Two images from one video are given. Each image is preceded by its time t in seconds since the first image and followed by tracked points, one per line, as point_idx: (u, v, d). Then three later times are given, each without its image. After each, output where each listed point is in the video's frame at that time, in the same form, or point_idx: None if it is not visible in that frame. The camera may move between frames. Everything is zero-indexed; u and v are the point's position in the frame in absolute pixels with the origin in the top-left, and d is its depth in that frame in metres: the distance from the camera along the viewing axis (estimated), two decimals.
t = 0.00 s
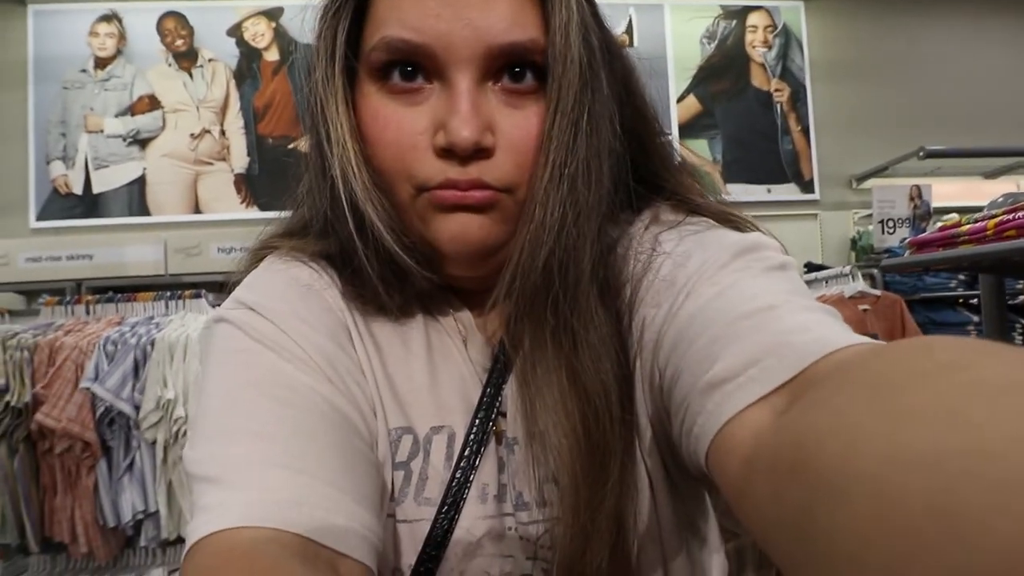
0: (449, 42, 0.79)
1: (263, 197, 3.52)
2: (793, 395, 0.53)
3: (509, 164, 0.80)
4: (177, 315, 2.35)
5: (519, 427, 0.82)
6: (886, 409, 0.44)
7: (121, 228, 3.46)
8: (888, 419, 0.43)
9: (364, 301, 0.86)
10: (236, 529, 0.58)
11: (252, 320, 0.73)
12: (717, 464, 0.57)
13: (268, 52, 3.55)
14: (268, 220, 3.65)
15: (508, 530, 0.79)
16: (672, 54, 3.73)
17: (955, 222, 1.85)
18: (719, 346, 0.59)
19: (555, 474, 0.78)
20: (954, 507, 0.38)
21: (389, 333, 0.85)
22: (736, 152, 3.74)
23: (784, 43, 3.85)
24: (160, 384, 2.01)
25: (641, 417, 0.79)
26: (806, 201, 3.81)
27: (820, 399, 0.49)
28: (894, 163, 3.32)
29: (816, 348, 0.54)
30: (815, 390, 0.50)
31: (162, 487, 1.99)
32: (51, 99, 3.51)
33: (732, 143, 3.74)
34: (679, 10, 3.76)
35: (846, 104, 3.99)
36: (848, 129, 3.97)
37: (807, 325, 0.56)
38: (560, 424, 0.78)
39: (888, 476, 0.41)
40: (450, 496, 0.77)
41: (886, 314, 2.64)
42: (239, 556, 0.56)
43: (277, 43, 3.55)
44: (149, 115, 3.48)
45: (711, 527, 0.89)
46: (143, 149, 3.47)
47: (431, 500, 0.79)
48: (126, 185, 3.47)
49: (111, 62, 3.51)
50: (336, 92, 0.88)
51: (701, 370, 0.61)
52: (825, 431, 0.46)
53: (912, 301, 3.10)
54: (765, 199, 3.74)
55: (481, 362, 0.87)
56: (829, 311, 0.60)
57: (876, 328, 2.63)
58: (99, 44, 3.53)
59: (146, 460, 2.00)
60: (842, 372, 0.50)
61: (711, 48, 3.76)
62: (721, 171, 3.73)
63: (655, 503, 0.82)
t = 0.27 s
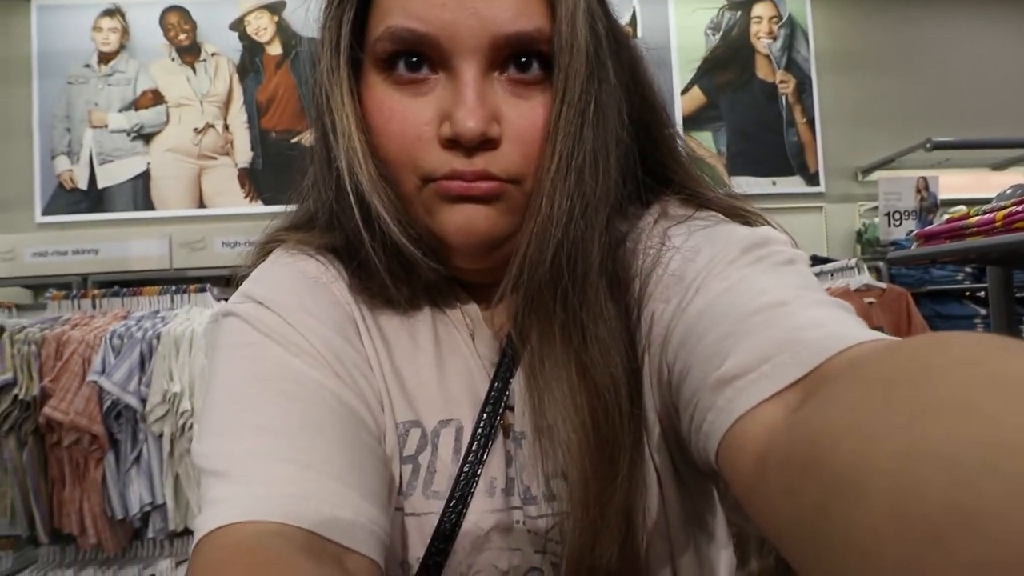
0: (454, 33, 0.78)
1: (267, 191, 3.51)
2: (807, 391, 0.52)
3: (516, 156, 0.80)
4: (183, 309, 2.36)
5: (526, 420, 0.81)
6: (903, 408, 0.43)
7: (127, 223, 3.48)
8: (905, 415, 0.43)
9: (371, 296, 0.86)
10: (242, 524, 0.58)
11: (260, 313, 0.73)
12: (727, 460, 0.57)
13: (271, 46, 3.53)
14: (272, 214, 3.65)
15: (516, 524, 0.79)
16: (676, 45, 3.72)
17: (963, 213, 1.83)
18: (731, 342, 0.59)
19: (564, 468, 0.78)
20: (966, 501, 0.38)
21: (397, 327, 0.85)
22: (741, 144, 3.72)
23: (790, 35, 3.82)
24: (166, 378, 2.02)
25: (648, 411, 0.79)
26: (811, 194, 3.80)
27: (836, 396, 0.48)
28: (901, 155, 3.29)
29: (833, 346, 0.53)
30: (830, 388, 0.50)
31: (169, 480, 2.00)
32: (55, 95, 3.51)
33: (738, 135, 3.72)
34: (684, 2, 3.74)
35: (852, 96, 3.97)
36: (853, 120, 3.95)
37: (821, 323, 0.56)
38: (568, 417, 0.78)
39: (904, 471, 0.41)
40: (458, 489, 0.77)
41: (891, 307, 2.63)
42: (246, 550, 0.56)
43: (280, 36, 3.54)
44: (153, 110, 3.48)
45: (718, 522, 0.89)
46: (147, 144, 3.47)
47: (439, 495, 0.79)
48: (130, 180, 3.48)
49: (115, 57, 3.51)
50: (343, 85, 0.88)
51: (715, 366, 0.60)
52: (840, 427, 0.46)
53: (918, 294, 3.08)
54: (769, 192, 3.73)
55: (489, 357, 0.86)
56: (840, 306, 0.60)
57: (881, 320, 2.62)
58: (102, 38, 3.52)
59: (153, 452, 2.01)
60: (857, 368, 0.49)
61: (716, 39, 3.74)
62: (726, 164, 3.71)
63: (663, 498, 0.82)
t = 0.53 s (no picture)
0: None
1: (271, 153, 3.47)
2: (822, 366, 0.51)
3: (524, 118, 0.78)
4: (187, 272, 2.35)
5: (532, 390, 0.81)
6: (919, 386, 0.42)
7: (130, 184, 3.45)
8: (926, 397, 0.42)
9: (376, 261, 0.84)
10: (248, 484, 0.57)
11: (264, 274, 0.73)
12: (738, 432, 0.56)
13: (275, 6, 3.46)
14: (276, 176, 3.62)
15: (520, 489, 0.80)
16: (687, 8, 3.63)
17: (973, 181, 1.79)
18: (742, 313, 0.58)
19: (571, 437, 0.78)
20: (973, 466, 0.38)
21: (401, 292, 0.84)
22: (751, 111, 3.65)
23: None
24: (171, 341, 2.03)
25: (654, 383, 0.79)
26: (820, 162, 3.74)
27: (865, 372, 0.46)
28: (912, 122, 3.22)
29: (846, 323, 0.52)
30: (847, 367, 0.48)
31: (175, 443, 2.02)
32: (56, 53, 3.46)
33: (747, 101, 3.65)
34: None
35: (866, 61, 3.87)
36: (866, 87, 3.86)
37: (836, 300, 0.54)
38: (571, 381, 0.78)
39: (914, 442, 0.41)
40: (463, 455, 0.78)
41: (897, 276, 2.60)
42: (253, 507, 0.55)
43: None
44: (155, 69, 3.43)
45: (720, 490, 0.89)
46: (149, 105, 3.43)
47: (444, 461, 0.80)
48: (133, 141, 3.45)
49: (116, 15, 3.44)
50: (346, 38, 0.84)
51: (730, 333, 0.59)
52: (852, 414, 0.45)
53: (924, 263, 3.05)
54: (778, 159, 3.68)
55: (494, 322, 0.86)
56: (851, 277, 0.59)
57: (887, 290, 2.60)
58: None
59: (159, 415, 2.03)
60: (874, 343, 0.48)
61: (727, 3, 3.64)
62: (735, 131, 3.65)
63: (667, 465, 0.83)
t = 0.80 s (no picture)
0: (462, 14, 0.75)
1: (265, 162, 3.46)
2: (803, 378, 0.51)
3: (520, 138, 0.77)
4: (178, 282, 2.34)
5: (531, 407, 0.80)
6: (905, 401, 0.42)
7: (122, 194, 3.43)
8: (925, 414, 0.40)
9: (374, 281, 0.83)
10: (234, 504, 0.56)
11: (255, 291, 0.72)
12: (728, 447, 0.55)
13: (270, 16, 3.46)
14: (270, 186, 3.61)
15: (515, 508, 0.79)
16: (679, 22, 3.66)
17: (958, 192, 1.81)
18: (735, 329, 0.57)
19: (564, 451, 0.76)
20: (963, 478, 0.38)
21: (398, 310, 0.83)
22: (742, 122, 3.67)
23: (792, 12, 3.74)
24: (161, 351, 2.00)
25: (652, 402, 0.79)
26: (810, 172, 3.75)
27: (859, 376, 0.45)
28: (899, 133, 3.25)
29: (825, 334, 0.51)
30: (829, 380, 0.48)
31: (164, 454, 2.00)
32: (49, 62, 3.45)
33: (739, 113, 3.67)
34: None
35: (854, 74, 3.91)
36: (855, 99, 3.90)
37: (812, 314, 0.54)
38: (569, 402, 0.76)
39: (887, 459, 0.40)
40: (457, 473, 0.76)
41: (888, 285, 2.61)
42: (240, 527, 0.54)
43: (278, 6, 3.47)
44: (148, 79, 3.42)
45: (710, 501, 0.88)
46: (143, 114, 3.42)
47: (438, 477, 0.78)
48: (125, 150, 3.43)
49: (110, 24, 3.44)
50: (350, 61, 0.84)
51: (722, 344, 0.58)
52: (825, 419, 0.45)
53: (913, 273, 3.07)
54: (770, 171, 3.68)
55: (488, 341, 0.84)
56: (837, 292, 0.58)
57: (877, 299, 2.61)
58: (97, 4, 3.44)
59: (148, 426, 2.00)
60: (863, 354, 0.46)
61: (718, 17, 3.68)
62: (727, 143, 3.67)
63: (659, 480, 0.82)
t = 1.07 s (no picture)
0: (491, 25, 0.75)
1: (273, 151, 3.47)
2: (806, 426, 0.52)
3: (547, 146, 0.77)
4: (185, 268, 2.35)
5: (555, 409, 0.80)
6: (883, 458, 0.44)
7: (131, 179, 3.44)
8: (913, 466, 0.42)
9: (397, 280, 0.83)
10: (252, 482, 0.57)
11: (271, 287, 0.71)
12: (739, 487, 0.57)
13: (280, 4, 3.47)
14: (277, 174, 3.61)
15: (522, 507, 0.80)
16: (691, 18, 3.63)
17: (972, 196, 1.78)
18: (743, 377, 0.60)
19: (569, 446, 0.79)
20: (945, 523, 0.40)
21: (415, 312, 0.83)
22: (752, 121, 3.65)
23: (804, 12, 3.73)
24: (168, 337, 2.02)
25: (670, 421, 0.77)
26: (819, 173, 3.74)
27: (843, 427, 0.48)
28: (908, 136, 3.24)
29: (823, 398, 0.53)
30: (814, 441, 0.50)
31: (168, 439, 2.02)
32: (60, 47, 3.47)
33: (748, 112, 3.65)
34: None
35: (867, 75, 3.89)
36: (867, 100, 3.88)
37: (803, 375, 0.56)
38: (588, 409, 0.76)
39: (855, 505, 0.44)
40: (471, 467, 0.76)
41: (895, 288, 2.60)
42: (257, 519, 0.53)
43: None
44: (158, 65, 3.43)
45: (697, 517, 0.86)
46: (152, 100, 3.43)
47: (451, 475, 0.80)
48: (134, 136, 3.44)
49: (121, 9, 3.44)
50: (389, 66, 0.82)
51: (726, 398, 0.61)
52: (824, 470, 0.46)
53: (921, 276, 3.02)
54: (778, 171, 3.67)
55: (502, 346, 0.84)
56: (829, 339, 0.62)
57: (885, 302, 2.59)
58: None
59: (153, 411, 2.02)
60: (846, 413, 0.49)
61: (730, 14, 3.64)
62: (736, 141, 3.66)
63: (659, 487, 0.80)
